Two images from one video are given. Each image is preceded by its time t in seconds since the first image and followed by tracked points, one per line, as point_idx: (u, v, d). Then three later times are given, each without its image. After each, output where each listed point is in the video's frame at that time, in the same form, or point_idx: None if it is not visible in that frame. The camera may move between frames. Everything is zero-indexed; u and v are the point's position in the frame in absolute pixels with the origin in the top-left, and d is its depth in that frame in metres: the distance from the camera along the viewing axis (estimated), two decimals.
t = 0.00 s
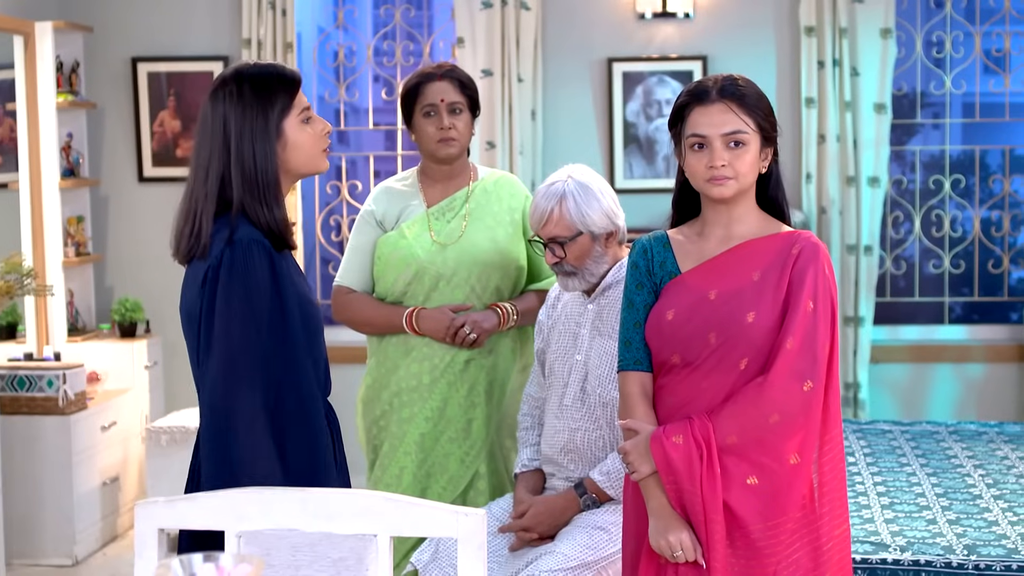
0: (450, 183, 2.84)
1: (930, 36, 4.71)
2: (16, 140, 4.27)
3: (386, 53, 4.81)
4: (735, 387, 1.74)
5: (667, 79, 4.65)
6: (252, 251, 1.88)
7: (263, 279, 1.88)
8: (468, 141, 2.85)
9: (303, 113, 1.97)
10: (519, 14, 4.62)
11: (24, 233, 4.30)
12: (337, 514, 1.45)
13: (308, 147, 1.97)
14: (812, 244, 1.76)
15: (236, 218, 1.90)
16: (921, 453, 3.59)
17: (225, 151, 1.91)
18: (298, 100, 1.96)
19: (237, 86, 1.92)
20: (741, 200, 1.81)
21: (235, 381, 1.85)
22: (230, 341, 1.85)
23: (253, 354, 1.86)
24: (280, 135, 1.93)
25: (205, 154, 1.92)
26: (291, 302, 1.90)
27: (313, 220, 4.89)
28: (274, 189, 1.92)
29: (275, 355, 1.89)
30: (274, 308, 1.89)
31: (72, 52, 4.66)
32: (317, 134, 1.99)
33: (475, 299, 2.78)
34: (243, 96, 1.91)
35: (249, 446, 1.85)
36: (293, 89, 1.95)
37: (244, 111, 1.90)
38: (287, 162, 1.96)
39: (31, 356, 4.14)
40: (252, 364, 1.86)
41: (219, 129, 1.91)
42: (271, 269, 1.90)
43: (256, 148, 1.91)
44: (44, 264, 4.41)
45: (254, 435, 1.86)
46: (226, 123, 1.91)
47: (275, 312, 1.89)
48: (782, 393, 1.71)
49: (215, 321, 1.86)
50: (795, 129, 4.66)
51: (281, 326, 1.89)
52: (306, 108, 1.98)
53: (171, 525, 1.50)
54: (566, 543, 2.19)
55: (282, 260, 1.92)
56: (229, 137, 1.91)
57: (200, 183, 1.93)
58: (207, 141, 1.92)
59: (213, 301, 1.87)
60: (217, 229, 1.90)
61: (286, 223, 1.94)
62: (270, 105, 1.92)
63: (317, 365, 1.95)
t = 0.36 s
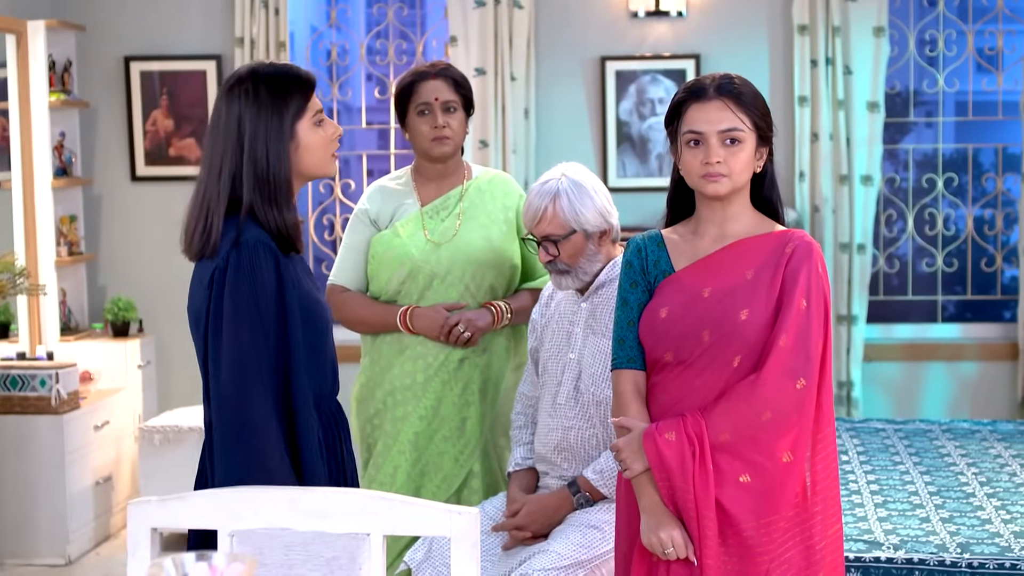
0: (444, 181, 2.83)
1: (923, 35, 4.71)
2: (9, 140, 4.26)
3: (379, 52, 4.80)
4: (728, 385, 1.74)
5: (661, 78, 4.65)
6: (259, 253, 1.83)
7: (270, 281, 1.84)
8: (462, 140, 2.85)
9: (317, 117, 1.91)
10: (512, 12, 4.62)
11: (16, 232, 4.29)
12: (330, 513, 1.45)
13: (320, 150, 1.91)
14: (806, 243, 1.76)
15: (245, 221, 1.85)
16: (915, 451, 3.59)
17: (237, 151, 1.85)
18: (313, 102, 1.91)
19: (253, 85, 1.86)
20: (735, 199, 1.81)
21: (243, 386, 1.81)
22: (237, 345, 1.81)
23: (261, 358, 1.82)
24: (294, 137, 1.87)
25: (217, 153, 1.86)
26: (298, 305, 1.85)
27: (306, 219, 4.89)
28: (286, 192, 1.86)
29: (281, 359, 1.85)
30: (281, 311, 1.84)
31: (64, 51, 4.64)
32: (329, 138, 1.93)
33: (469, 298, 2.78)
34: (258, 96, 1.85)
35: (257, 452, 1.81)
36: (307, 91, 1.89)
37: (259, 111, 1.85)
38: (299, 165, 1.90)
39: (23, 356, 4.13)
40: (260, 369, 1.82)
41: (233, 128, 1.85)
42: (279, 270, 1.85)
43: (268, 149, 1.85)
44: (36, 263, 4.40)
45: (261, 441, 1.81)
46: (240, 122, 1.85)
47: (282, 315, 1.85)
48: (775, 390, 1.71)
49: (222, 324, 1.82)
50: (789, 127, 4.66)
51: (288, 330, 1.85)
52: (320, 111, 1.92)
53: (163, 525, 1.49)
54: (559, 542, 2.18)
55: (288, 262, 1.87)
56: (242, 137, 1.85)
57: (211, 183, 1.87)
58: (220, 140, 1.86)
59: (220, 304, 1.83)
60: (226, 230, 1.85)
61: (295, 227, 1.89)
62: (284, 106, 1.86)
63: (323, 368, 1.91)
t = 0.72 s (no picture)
0: (438, 182, 2.83)
1: (916, 35, 4.71)
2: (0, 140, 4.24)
3: (372, 52, 4.79)
4: (723, 385, 1.74)
5: (654, 78, 4.65)
6: (270, 244, 1.85)
7: (279, 271, 1.86)
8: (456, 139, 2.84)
9: (321, 112, 1.93)
10: (505, 12, 4.62)
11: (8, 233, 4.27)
12: (321, 514, 1.45)
13: (326, 144, 1.94)
14: (799, 243, 1.76)
15: (255, 216, 1.88)
16: (909, 451, 3.59)
17: (245, 151, 1.88)
18: (316, 98, 1.93)
19: (256, 86, 1.88)
20: (728, 199, 1.81)
21: (244, 370, 1.81)
22: (244, 328, 1.82)
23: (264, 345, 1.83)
24: (300, 134, 1.90)
25: (225, 155, 1.89)
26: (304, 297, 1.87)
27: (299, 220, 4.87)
28: (295, 186, 1.89)
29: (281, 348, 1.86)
30: (286, 301, 1.86)
31: (56, 52, 4.63)
32: (333, 132, 1.95)
33: (463, 298, 2.77)
34: (263, 96, 1.88)
35: (247, 439, 1.81)
36: (310, 87, 1.91)
37: (264, 110, 1.87)
38: (306, 161, 1.92)
39: (14, 357, 4.11)
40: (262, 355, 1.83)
41: (239, 129, 1.87)
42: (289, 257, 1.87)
43: (276, 147, 1.87)
44: (29, 264, 4.38)
45: (258, 428, 1.82)
46: (246, 122, 1.87)
47: (287, 305, 1.86)
48: (771, 391, 1.70)
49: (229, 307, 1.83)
50: (782, 127, 4.66)
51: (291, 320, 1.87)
52: (324, 105, 1.94)
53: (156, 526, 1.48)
54: (552, 543, 2.18)
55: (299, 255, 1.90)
56: (249, 138, 1.87)
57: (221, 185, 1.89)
58: (228, 141, 1.89)
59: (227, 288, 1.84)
60: (238, 226, 1.87)
61: (306, 220, 1.91)
62: (289, 104, 1.88)
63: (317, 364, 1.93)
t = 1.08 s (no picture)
0: (433, 184, 2.81)
1: (911, 37, 4.71)
2: None
3: (366, 55, 4.78)
4: (719, 389, 1.72)
5: (648, 80, 4.63)
6: (264, 247, 1.70)
7: (275, 273, 1.70)
8: (451, 142, 2.83)
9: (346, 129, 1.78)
10: (499, 15, 4.61)
11: None
12: (311, 520, 1.43)
13: (345, 164, 1.79)
14: (795, 246, 1.75)
15: (255, 216, 1.73)
16: (905, 456, 3.58)
17: (262, 154, 1.74)
18: (345, 115, 1.79)
19: (287, 91, 1.74)
20: (723, 202, 1.79)
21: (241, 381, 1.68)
22: (238, 336, 1.68)
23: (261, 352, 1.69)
24: (320, 146, 1.75)
25: (242, 151, 1.75)
26: (303, 300, 1.72)
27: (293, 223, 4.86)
28: (306, 198, 1.74)
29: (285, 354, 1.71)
30: (285, 304, 1.71)
31: (48, 54, 4.61)
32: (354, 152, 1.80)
33: (458, 301, 2.75)
34: (291, 103, 1.73)
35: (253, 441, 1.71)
36: (342, 102, 1.78)
37: (290, 114, 1.73)
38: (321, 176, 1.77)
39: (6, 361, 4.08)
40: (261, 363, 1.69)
41: (260, 131, 1.74)
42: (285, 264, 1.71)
43: (294, 154, 1.73)
44: (21, 267, 4.35)
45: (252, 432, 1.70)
46: (269, 123, 1.74)
47: (286, 308, 1.71)
48: (767, 395, 1.68)
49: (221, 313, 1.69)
50: (777, 130, 4.65)
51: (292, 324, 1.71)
52: (351, 124, 1.80)
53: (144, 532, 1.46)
54: (546, 549, 2.16)
55: (298, 264, 1.73)
56: (269, 141, 1.74)
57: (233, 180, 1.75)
58: (247, 140, 1.74)
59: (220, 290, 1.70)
60: (234, 225, 1.72)
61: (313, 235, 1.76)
62: (315, 115, 1.74)
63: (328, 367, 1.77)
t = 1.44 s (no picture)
0: (427, 182, 2.79)
1: (907, 35, 4.69)
2: None
3: (359, 52, 4.76)
4: (710, 389, 1.71)
5: (643, 78, 4.62)
6: (267, 252, 1.69)
7: (277, 280, 1.69)
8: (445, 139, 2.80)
9: (353, 130, 1.76)
10: (494, 12, 4.59)
11: None
12: (298, 521, 1.40)
13: (353, 165, 1.76)
14: (787, 244, 1.73)
15: (262, 222, 1.71)
16: (899, 455, 3.57)
17: (268, 158, 1.72)
18: (350, 114, 1.76)
19: (291, 93, 1.72)
20: (715, 200, 1.78)
21: (243, 387, 1.67)
22: (241, 342, 1.66)
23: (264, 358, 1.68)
24: (327, 149, 1.73)
25: (248, 154, 1.73)
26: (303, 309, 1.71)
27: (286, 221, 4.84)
28: (316, 202, 1.73)
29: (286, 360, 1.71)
30: (288, 310, 1.70)
31: (40, 51, 4.58)
32: (362, 152, 1.78)
33: (452, 299, 2.73)
34: (296, 105, 1.71)
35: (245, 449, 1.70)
36: (348, 103, 1.75)
37: (295, 117, 1.71)
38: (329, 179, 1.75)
39: None
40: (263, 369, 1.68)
41: (265, 135, 1.71)
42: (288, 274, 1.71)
43: (301, 158, 1.71)
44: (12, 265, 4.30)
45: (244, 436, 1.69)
46: (274, 126, 1.71)
47: (289, 314, 1.70)
48: (758, 396, 1.67)
49: (224, 319, 1.67)
50: (771, 128, 4.64)
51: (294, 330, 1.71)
52: (357, 124, 1.77)
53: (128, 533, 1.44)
54: (537, 549, 2.15)
55: (301, 274, 1.72)
56: (275, 144, 1.72)
57: (238, 183, 1.74)
58: (253, 144, 1.72)
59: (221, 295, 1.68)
60: (242, 230, 1.70)
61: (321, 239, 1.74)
62: (320, 116, 1.72)
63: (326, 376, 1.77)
